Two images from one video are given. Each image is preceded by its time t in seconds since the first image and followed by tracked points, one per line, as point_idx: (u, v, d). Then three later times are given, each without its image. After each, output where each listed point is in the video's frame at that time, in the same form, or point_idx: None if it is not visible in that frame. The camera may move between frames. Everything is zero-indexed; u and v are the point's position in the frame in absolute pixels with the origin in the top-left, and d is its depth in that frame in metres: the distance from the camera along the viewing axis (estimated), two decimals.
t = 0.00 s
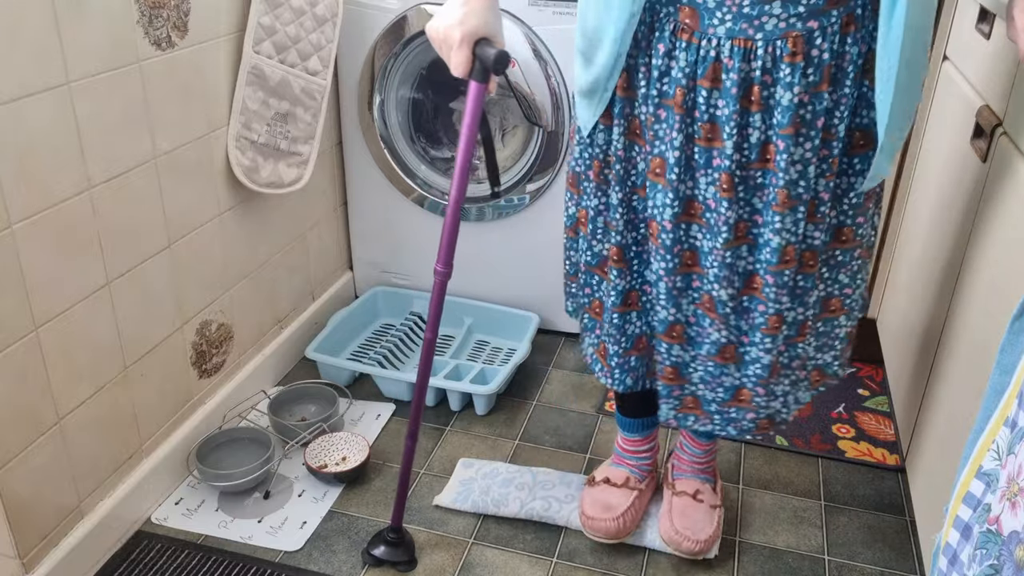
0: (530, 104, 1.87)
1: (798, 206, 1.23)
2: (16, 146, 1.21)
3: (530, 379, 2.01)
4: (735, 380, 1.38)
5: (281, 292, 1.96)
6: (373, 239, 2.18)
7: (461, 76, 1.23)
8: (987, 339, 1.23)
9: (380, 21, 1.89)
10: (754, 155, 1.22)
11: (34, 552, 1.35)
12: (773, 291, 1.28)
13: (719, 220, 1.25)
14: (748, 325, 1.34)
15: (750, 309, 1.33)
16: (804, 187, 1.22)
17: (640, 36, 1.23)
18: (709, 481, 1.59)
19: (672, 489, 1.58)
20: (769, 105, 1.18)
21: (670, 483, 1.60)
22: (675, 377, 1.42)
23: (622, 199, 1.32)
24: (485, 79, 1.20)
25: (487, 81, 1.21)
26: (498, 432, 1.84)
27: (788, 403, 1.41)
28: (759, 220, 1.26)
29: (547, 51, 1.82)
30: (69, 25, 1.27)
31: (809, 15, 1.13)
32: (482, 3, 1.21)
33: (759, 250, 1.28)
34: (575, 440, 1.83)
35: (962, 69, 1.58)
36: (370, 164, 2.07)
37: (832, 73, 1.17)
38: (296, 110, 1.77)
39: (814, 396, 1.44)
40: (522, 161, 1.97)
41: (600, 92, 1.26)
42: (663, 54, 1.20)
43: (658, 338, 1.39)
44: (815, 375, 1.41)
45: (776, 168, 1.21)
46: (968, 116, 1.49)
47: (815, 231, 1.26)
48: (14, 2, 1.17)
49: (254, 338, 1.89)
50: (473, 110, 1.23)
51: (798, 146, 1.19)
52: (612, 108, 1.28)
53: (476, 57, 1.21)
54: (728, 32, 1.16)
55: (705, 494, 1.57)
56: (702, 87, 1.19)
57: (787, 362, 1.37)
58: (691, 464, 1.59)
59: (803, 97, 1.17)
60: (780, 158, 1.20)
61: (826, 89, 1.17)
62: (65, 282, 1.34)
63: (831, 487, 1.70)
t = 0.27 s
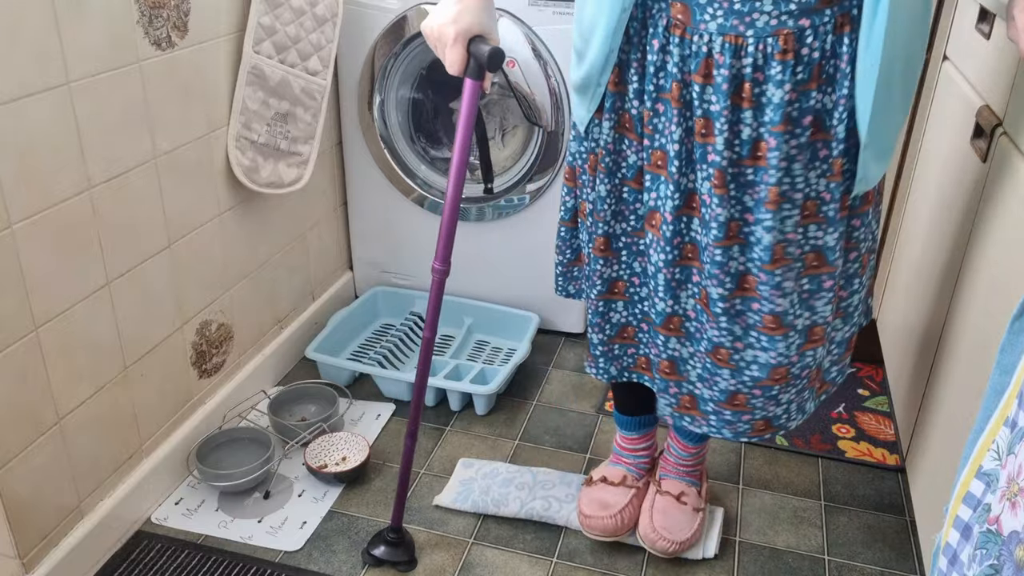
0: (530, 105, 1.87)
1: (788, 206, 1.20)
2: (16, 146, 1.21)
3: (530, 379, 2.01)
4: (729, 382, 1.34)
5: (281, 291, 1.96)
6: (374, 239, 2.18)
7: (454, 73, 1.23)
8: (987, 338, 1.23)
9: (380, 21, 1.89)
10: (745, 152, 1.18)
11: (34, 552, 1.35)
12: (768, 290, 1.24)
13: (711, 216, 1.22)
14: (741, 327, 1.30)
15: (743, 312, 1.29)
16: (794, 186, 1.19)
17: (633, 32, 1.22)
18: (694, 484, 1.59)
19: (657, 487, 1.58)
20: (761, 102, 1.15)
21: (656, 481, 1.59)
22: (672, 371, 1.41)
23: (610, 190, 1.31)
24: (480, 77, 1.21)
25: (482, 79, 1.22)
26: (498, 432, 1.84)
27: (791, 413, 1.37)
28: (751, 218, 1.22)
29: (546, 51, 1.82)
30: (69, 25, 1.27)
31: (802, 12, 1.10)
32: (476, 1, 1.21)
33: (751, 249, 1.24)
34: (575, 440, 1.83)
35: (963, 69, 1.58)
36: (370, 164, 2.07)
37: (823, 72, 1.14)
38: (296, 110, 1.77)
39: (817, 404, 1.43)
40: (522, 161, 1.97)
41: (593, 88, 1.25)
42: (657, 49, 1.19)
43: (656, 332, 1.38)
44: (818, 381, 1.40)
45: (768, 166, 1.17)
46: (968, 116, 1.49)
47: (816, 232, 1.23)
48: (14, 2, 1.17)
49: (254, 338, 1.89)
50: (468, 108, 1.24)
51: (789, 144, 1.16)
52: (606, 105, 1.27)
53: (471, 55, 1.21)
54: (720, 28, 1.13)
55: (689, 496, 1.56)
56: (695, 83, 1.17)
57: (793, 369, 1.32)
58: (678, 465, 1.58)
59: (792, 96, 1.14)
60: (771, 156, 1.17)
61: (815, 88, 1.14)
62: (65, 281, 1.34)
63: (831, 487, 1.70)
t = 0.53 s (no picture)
0: (530, 104, 1.88)
1: (749, 199, 1.17)
2: (16, 146, 1.21)
3: (530, 379, 2.01)
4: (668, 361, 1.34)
5: (281, 292, 1.96)
6: (373, 239, 2.18)
7: (461, 73, 1.23)
8: (987, 338, 1.23)
9: (380, 21, 1.89)
10: (711, 140, 1.14)
11: (34, 552, 1.35)
12: (713, 281, 1.23)
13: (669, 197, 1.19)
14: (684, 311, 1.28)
15: (688, 296, 1.26)
16: (757, 180, 1.15)
17: (617, 10, 1.15)
18: (692, 483, 1.57)
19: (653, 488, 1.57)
20: (733, 91, 1.11)
21: (653, 483, 1.58)
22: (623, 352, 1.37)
23: (581, 170, 1.24)
24: (485, 77, 1.21)
25: (487, 79, 1.21)
26: (498, 432, 1.84)
27: (737, 423, 1.33)
28: (709, 206, 1.19)
29: (546, 51, 1.82)
30: (69, 25, 1.27)
31: (785, 4, 1.06)
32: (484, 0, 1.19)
33: (705, 237, 1.21)
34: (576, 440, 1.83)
35: (963, 69, 1.58)
36: (370, 164, 2.07)
37: (803, 69, 1.09)
38: (296, 110, 1.77)
39: (771, 422, 1.33)
40: (522, 162, 1.97)
41: (572, 73, 1.19)
42: (638, 28, 1.13)
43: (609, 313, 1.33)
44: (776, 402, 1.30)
45: (730, 156, 1.14)
46: (968, 116, 1.49)
47: (772, 233, 1.19)
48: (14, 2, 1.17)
49: (254, 338, 1.89)
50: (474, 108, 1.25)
51: (755, 138, 1.12)
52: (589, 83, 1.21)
53: (476, 55, 1.21)
54: (702, 12, 1.09)
55: (687, 494, 1.55)
56: (671, 64, 1.12)
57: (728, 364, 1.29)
58: (673, 465, 1.57)
59: (766, 90, 1.10)
60: (735, 147, 1.13)
61: (792, 85, 1.10)
62: (65, 281, 1.34)
63: (831, 487, 1.70)
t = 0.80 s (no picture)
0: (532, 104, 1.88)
1: (732, 202, 1.24)
2: (15, 146, 1.21)
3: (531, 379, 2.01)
4: (661, 378, 1.38)
5: (281, 292, 1.96)
6: (373, 239, 2.18)
7: (432, 72, 1.22)
8: (987, 338, 1.23)
9: (380, 21, 1.89)
10: (694, 148, 1.22)
11: (34, 552, 1.35)
12: (707, 288, 1.28)
13: (658, 209, 1.26)
14: (677, 323, 1.34)
15: (681, 308, 1.32)
16: (740, 183, 1.23)
17: (590, 20, 1.21)
18: (689, 484, 1.60)
19: (652, 489, 1.60)
20: (713, 97, 1.19)
21: (650, 484, 1.61)
22: (609, 378, 1.38)
23: (558, 189, 1.31)
24: (457, 76, 1.20)
25: (459, 78, 1.20)
26: (498, 432, 1.84)
27: (720, 410, 1.43)
28: (696, 215, 1.27)
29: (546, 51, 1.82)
30: (69, 26, 1.27)
31: (758, 8, 1.14)
32: None
33: (694, 246, 1.28)
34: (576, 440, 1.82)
35: (963, 69, 1.58)
36: (370, 164, 2.07)
37: (776, 70, 1.18)
38: (296, 110, 1.77)
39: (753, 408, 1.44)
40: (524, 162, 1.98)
41: (550, 74, 1.25)
42: (614, 38, 1.20)
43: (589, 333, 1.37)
44: (757, 387, 1.42)
45: (718, 162, 1.21)
46: (968, 116, 1.48)
47: (758, 232, 1.27)
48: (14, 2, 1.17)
49: (254, 338, 1.89)
50: (448, 105, 1.23)
51: (737, 141, 1.20)
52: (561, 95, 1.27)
53: (447, 53, 1.19)
54: (677, 19, 1.15)
55: (685, 494, 1.58)
56: (649, 74, 1.19)
57: (718, 362, 1.38)
58: (670, 466, 1.60)
59: (744, 92, 1.18)
60: (721, 152, 1.20)
61: (768, 86, 1.18)
62: (65, 281, 1.34)
63: (830, 487, 1.70)
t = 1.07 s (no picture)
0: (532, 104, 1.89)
1: (718, 197, 1.23)
2: (15, 146, 1.21)
3: (531, 379, 2.01)
4: (661, 385, 1.34)
5: (281, 291, 1.96)
6: (373, 239, 2.18)
7: (405, 74, 1.23)
8: (987, 338, 1.23)
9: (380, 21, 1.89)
10: (665, 150, 1.21)
11: (34, 552, 1.35)
12: (698, 288, 1.26)
13: (630, 218, 1.23)
14: (672, 333, 1.29)
15: (672, 317, 1.28)
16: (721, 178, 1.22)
17: (544, 30, 1.23)
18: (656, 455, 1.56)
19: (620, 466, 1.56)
20: (678, 96, 1.19)
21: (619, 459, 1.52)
22: (597, 388, 1.36)
23: (534, 191, 1.31)
24: (431, 77, 1.20)
25: (433, 79, 1.20)
26: (498, 432, 1.84)
27: (717, 402, 1.41)
28: (675, 219, 1.24)
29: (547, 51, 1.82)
30: (69, 26, 1.27)
31: (711, 3, 1.16)
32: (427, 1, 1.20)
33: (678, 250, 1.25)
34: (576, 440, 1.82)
35: (963, 69, 1.58)
36: (370, 164, 2.07)
37: (738, 60, 1.20)
38: (296, 110, 1.77)
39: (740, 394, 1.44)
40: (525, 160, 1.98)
41: (515, 76, 1.23)
42: (569, 47, 1.20)
43: (574, 345, 1.34)
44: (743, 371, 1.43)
45: (693, 160, 1.20)
46: (968, 116, 1.49)
47: (734, 222, 1.29)
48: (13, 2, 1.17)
49: (254, 338, 1.89)
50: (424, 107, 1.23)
51: (713, 136, 1.20)
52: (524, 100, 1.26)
53: (420, 56, 1.20)
54: (633, 23, 1.16)
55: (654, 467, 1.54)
56: (608, 80, 1.19)
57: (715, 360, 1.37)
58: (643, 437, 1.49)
59: (712, 87, 1.18)
60: (694, 149, 1.19)
61: (734, 76, 1.19)
62: (65, 281, 1.34)
63: (830, 487, 1.70)
